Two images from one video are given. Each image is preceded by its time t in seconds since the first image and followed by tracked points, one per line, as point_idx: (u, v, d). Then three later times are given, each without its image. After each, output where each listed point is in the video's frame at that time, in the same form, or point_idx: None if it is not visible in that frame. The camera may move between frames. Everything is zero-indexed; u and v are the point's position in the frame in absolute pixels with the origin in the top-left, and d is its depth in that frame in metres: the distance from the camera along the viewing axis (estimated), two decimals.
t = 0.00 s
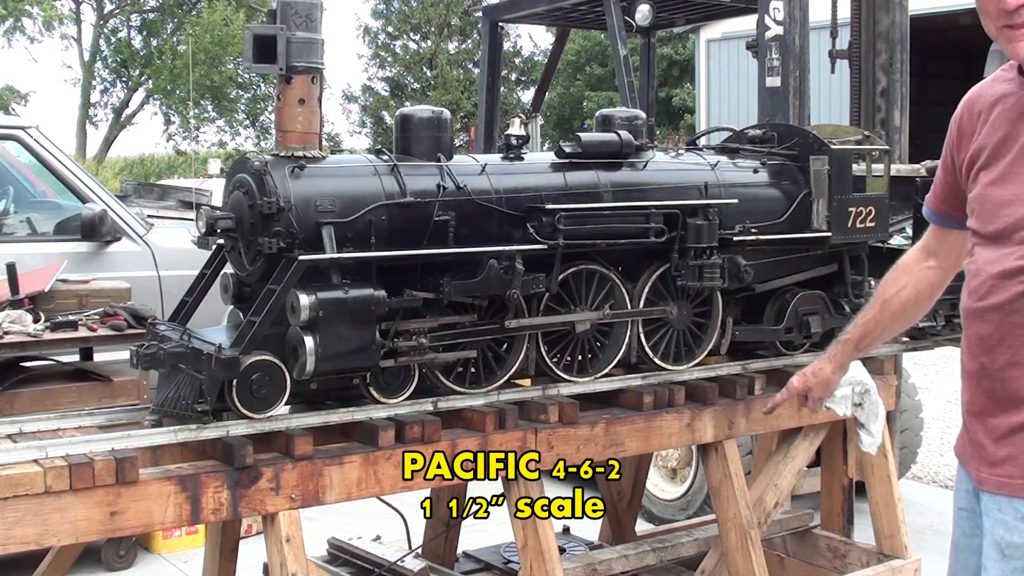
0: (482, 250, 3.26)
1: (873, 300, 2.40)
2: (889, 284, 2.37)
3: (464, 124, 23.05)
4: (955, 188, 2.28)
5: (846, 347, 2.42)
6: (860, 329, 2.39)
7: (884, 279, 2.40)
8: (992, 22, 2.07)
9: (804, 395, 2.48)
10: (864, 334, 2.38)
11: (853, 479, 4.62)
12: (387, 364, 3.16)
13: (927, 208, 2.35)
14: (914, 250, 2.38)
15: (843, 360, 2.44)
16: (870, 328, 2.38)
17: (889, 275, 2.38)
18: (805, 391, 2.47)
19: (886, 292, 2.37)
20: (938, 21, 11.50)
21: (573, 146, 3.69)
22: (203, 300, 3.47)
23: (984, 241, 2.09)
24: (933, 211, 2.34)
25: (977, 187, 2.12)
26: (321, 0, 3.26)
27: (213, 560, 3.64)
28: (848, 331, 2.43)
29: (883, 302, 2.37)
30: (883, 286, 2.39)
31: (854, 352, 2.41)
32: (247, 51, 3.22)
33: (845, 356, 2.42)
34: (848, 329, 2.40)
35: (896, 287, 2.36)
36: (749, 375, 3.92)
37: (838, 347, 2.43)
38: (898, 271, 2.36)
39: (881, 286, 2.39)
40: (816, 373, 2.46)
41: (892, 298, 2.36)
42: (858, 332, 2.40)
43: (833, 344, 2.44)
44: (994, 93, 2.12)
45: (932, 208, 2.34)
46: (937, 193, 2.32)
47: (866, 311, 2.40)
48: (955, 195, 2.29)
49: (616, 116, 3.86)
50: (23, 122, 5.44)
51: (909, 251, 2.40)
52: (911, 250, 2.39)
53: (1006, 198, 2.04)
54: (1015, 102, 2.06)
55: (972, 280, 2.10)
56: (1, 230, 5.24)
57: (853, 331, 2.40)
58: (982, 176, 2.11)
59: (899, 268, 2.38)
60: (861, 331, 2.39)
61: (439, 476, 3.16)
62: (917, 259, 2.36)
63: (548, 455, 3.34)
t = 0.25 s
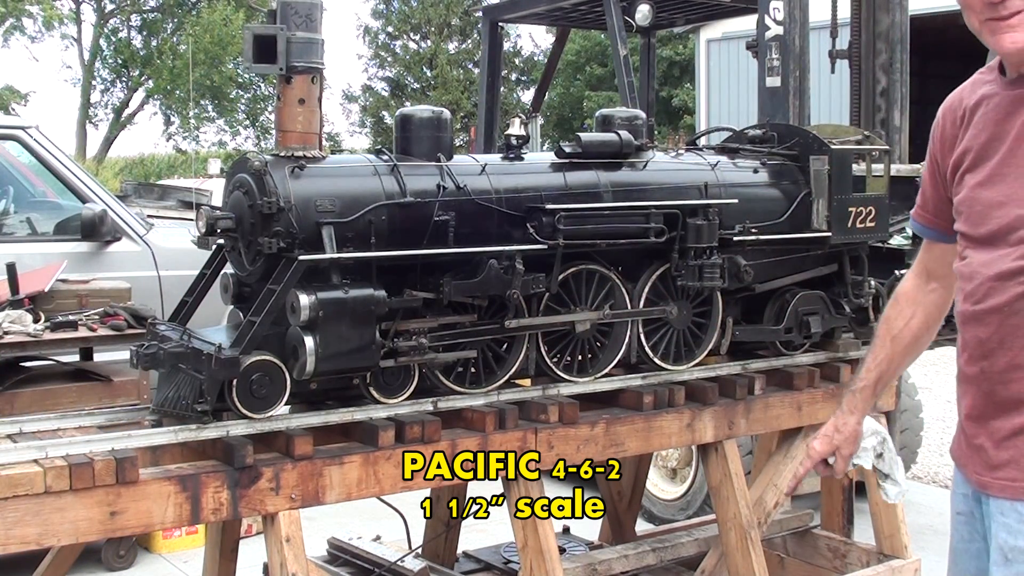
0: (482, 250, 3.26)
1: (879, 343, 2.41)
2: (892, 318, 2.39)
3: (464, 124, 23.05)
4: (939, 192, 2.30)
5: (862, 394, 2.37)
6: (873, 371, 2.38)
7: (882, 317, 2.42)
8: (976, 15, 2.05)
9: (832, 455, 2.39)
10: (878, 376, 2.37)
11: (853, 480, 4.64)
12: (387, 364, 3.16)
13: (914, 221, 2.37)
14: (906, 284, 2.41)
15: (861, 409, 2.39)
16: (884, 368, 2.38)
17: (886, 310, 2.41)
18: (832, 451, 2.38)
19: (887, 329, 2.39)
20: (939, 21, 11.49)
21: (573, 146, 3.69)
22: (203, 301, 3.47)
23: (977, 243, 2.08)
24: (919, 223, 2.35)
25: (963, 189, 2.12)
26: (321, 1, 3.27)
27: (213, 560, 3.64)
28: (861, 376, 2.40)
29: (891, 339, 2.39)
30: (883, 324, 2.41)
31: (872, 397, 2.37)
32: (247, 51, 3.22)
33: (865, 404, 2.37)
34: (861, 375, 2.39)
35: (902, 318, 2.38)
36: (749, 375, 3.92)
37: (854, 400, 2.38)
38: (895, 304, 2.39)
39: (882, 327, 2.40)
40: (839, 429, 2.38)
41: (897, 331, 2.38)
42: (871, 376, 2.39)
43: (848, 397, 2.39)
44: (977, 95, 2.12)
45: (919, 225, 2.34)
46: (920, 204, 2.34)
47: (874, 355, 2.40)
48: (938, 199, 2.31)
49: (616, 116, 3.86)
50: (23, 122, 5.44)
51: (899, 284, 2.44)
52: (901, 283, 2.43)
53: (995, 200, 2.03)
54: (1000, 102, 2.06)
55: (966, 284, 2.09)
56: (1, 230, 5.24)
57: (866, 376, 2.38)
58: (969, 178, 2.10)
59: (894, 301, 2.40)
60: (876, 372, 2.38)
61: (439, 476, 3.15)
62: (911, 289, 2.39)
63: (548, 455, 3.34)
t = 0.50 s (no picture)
0: (482, 249, 3.26)
1: (888, 362, 2.40)
2: (899, 334, 2.40)
3: (464, 124, 23.06)
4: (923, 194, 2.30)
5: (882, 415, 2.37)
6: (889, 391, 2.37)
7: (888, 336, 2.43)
8: (954, 4, 2.02)
9: (859, 483, 2.36)
10: (895, 394, 2.37)
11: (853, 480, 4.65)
12: (387, 364, 3.16)
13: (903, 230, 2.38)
14: (906, 299, 2.43)
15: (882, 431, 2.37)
16: (898, 385, 2.38)
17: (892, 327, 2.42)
18: (860, 478, 2.35)
19: (895, 346, 2.40)
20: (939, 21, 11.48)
21: (573, 146, 3.69)
22: (203, 301, 3.47)
23: (963, 243, 2.08)
24: (909, 230, 2.36)
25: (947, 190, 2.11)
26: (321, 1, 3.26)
27: (213, 559, 3.64)
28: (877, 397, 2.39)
29: (901, 355, 2.39)
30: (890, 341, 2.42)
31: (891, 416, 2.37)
32: (248, 51, 3.22)
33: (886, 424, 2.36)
34: (877, 396, 2.38)
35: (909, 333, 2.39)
36: (749, 375, 3.92)
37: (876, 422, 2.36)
38: (900, 320, 2.40)
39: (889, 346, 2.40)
40: (864, 454, 2.35)
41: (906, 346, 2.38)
42: (887, 395, 2.38)
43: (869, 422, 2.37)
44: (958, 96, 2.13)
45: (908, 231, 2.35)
46: (908, 208, 2.35)
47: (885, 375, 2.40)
48: (923, 203, 2.32)
49: (616, 116, 3.86)
50: (23, 122, 5.44)
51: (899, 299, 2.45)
52: (901, 298, 2.45)
53: (980, 200, 2.03)
54: (981, 101, 2.05)
55: (956, 286, 2.09)
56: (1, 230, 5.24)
57: (883, 396, 2.38)
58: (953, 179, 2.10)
59: (897, 317, 2.42)
60: (891, 392, 2.38)
61: (439, 476, 3.15)
62: (912, 302, 2.41)
63: (548, 455, 3.34)
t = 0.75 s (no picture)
0: (482, 249, 3.26)
1: (897, 369, 2.40)
2: (906, 342, 2.41)
3: (464, 124, 23.07)
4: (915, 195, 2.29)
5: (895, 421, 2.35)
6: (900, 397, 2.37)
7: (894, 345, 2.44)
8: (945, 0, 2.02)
9: (880, 489, 2.28)
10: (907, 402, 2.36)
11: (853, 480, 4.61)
12: (387, 364, 3.16)
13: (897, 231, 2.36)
14: (908, 306, 2.45)
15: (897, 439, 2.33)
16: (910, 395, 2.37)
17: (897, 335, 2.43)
18: (879, 482, 2.28)
19: (901, 353, 2.41)
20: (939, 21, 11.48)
21: (573, 146, 3.69)
22: (203, 301, 3.47)
23: (955, 243, 2.07)
24: (903, 233, 2.35)
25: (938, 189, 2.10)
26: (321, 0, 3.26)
27: (213, 559, 3.64)
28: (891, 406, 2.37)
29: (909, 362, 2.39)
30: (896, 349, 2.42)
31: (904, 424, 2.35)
32: (248, 51, 3.22)
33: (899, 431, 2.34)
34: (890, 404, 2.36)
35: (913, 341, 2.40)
36: (749, 375, 3.92)
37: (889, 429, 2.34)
38: (907, 329, 2.42)
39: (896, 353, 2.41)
40: (880, 459, 2.31)
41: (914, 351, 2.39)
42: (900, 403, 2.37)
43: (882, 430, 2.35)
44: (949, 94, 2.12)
45: (903, 233, 2.33)
46: (902, 212, 2.33)
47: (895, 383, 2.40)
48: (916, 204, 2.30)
49: (616, 116, 3.86)
50: (23, 122, 5.44)
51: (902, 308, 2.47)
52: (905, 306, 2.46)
53: (971, 198, 2.02)
54: (972, 99, 2.05)
55: (946, 284, 2.08)
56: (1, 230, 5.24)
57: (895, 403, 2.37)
58: (943, 177, 2.09)
59: (902, 324, 2.43)
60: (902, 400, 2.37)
61: (438, 476, 3.15)
62: (914, 309, 2.43)
63: (548, 455, 3.34)
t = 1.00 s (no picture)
0: (482, 250, 3.26)
1: (892, 351, 2.30)
2: (897, 330, 2.32)
3: (464, 124, 23.08)
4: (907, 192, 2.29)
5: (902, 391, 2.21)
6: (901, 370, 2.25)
7: (887, 338, 2.34)
8: None
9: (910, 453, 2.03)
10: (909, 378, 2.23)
11: (853, 479, 4.63)
12: (387, 364, 3.16)
13: (892, 227, 2.36)
14: (897, 302, 2.38)
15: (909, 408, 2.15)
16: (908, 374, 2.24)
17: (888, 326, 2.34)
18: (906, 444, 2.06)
19: (894, 338, 2.31)
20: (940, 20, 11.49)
21: (573, 146, 3.69)
22: (202, 301, 3.47)
23: (952, 242, 2.08)
24: (897, 229, 2.35)
25: (935, 186, 2.10)
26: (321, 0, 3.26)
27: (213, 559, 3.64)
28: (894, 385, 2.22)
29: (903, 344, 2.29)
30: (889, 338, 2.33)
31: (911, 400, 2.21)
32: (248, 51, 3.22)
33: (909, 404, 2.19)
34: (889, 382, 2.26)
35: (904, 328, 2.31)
36: (749, 375, 3.92)
37: (898, 399, 2.18)
38: (897, 319, 2.34)
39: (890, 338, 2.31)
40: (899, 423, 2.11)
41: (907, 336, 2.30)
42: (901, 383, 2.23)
43: (893, 399, 2.18)
44: (947, 91, 2.12)
45: (896, 229, 2.33)
46: (896, 207, 2.33)
47: (892, 362, 2.28)
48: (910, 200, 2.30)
49: (616, 116, 3.86)
50: (23, 122, 5.45)
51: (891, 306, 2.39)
52: (894, 304, 2.38)
53: (969, 196, 2.01)
54: (970, 97, 2.04)
55: (943, 285, 2.08)
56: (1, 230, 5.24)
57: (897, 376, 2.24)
58: (941, 174, 2.08)
59: (891, 319, 2.35)
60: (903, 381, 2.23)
61: (438, 476, 3.15)
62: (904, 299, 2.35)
63: (548, 455, 3.34)
